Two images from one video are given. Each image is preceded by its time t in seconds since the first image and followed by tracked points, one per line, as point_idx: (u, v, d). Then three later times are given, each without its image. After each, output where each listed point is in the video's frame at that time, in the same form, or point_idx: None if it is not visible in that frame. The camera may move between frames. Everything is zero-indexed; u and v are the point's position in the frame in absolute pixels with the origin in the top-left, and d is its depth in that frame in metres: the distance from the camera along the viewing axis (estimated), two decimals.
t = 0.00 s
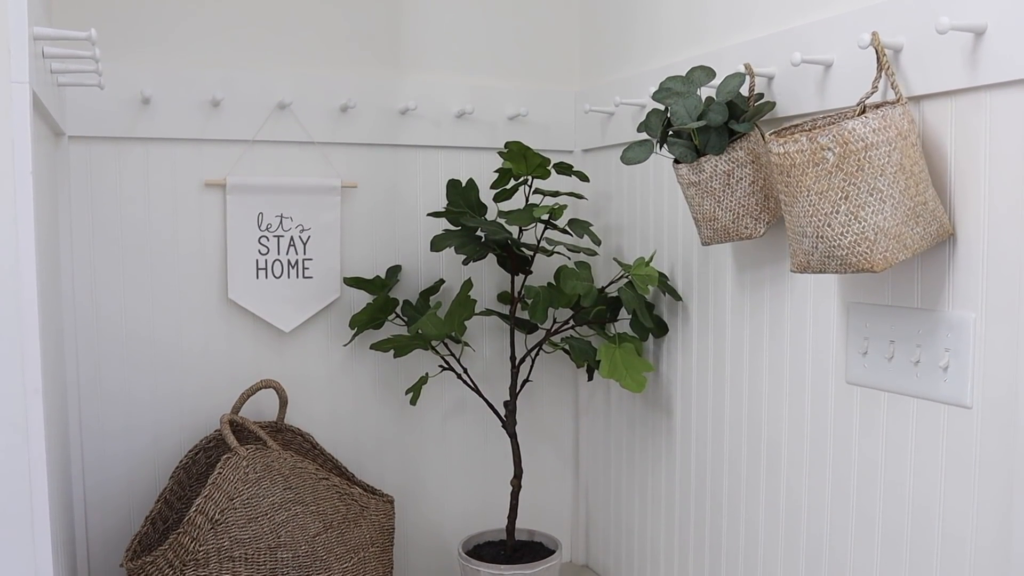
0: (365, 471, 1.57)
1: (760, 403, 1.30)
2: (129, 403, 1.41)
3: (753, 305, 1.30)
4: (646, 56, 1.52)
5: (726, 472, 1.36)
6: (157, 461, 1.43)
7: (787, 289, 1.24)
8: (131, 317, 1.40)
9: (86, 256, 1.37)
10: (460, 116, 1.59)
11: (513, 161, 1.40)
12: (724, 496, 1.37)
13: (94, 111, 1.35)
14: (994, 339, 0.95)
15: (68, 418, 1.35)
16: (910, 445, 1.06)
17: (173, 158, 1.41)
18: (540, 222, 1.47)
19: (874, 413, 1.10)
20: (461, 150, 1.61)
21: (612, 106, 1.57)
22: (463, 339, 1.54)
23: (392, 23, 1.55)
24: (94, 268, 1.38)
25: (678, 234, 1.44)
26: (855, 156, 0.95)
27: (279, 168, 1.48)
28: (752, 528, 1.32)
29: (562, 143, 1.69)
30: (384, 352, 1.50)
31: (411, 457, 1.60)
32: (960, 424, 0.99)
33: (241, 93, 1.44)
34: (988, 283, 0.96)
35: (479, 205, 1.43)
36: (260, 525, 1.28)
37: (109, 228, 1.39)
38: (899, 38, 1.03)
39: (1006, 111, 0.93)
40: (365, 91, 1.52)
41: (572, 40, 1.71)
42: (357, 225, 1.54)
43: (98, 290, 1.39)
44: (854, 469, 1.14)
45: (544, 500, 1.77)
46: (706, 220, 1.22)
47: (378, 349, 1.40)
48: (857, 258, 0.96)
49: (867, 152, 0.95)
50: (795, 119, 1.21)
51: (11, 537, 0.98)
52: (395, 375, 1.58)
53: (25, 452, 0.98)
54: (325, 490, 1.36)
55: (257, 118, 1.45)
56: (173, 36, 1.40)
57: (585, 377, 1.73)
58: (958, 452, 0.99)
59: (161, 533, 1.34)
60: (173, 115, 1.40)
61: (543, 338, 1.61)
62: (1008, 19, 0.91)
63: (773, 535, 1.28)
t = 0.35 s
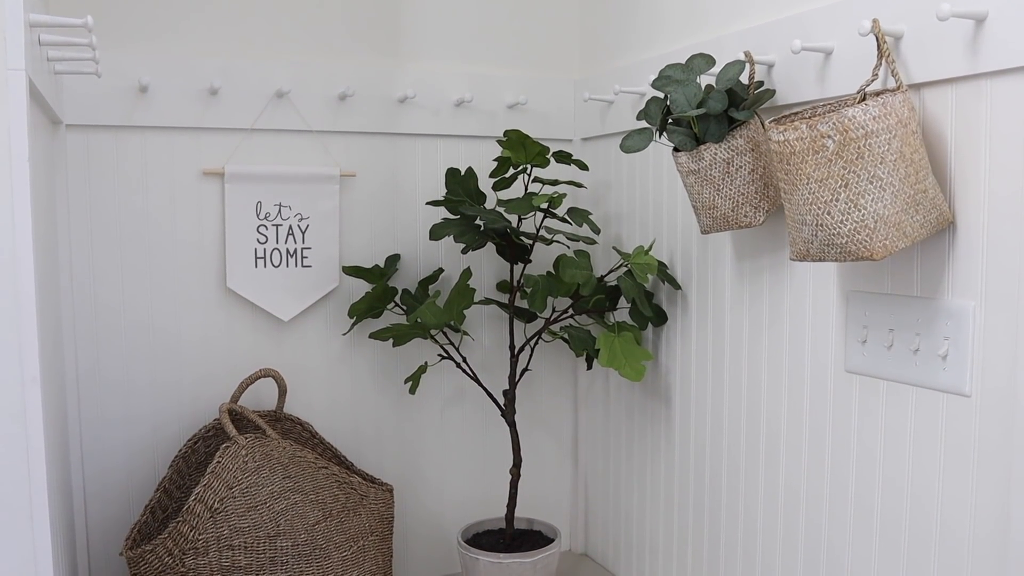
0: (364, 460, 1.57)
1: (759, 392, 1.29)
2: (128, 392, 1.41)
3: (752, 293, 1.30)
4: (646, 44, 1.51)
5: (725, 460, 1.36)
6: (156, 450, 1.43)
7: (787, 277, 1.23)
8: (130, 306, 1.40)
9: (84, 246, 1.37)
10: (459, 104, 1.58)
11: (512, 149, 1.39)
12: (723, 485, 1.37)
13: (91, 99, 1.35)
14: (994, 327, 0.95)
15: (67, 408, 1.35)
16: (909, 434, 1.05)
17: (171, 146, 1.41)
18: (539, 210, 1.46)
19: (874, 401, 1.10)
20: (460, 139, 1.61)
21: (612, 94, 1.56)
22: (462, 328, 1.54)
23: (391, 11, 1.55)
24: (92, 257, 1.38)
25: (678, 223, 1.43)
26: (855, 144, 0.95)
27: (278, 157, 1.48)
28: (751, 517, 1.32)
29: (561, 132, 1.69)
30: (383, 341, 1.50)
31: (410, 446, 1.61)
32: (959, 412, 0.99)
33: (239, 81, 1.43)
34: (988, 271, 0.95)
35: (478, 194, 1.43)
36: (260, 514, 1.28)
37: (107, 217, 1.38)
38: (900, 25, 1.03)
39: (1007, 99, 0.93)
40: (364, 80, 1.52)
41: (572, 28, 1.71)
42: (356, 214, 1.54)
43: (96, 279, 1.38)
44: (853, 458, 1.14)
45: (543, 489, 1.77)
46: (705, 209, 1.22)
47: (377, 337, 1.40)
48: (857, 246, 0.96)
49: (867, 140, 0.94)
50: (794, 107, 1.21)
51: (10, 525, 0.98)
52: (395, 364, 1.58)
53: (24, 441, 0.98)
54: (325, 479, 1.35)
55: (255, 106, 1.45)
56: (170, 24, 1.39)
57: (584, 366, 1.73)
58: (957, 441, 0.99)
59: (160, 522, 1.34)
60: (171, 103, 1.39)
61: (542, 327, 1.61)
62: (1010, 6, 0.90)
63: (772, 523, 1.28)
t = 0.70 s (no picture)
0: (363, 451, 1.58)
1: (758, 382, 1.29)
2: (127, 383, 1.41)
3: (751, 283, 1.30)
4: (645, 33, 1.51)
5: (724, 450, 1.37)
6: (156, 440, 1.44)
7: (786, 266, 1.23)
8: (128, 296, 1.40)
9: (82, 236, 1.37)
10: (457, 94, 1.58)
11: (511, 139, 1.39)
12: (722, 474, 1.37)
13: (89, 89, 1.34)
14: (993, 316, 0.95)
15: (66, 398, 1.35)
16: (908, 423, 1.05)
17: (169, 136, 1.40)
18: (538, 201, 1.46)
19: (873, 391, 1.10)
20: (458, 129, 1.60)
21: (611, 84, 1.55)
22: (461, 318, 1.54)
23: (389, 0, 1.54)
24: (90, 248, 1.37)
25: (677, 213, 1.43)
26: (855, 134, 0.94)
27: (276, 147, 1.47)
28: (750, 506, 1.32)
29: (561, 122, 1.68)
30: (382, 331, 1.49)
31: (409, 436, 1.61)
32: (958, 402, 0.99)
33: (237, 71, 1.43)
34: (987, 261, 0.95)
35: (477, 184, 1.42)
36: (259, 504, 1.28)
37: (105, 208, 1.38)
38: (901, 14, 1.02)
39: (1007, 88, 0.92)
40: (362, 70, 1.51)
41: (570, 18, 1.70)
42: (354, 204, 1.54)
43: (94, 270, 1.38)
44: (851, 447, 1.14)
45: (542, 480, 1.77)
46: (705, 199, 1.22)
47: (376, 328, 1.40)
48: (856, 236, 0.96)
49: (867, 129, 0.94)
50: (794, 97, 1.20)
51: (9, 514, 0.98)
52: (393, 355, 1.58)
53: (22, 430, 0.98)
54: (324, 469, 1.35)
55: (253, 97, 1.44)
56: (167, 14, 1.39)
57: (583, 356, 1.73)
58: (956, 430, 0.99)
59: (159, 511, 1.35)
60: (169, 93, 1.39)
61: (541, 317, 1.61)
62: None
63: (771, 512, 1.28)
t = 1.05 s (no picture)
0: (362, 440, 1.58)
1: (757, 370, 1.29)
2: (125, 372, 1.41)
3: (751, 271, 1.30)
4: (645, 21, 1.50)
5: (723, 439, 1.37)
6: (154, 430, 1.43)
7: (786, 254, 1.23)
8: (126, 286, 1.39)
9: (79, 225, 1.36)
10: (456, 83, 1.57)
11: (509, 128, 1.38)
12: (720, 463, 1.37)
13: (86, 78, 1.33)
14: (993, 303, 0.95)
15: (64, 388, 1.35)
16: (907, 411, 1.05)
17: (166, 125, 1.40)
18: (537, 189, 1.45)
19: (872, 379, 1.10)
20: (457, 118, 1.60)
21: (610, 73, 1.55)
22: (460, 307, 1.54)
23: None
24: (88, 237, 1.37)
25: (677, 202, 1.43)
26: (854, 121, 0.94)
27: (274, 135, 1.47)
28: (748, 495, 1.32)
29: (560, 111, 1.68)
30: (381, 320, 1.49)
31: (408, 426, 1.61)
32: (957, 390, 0.99)
33: (234, 60, 1.42)
34: (987, 248, 0.95)
35: (476, 173, 1.42)
36: (258, 493, 1.28)
37: (103, 197, 1.37)
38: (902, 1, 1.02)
39: (1008, 75, 0.92)
40: (360, 58, 1.51)
41: (570, 6, 1.69)
42: (353, 193, 1.53)
43: (92, 259, 1.37)
44: (850, 435, 1.14)
45: (542, 469, 1.77)
46: (704, 187, 1.21)
47: (374, 317, 1.40)
48: (856, 224, 0.96)
49: (867, 117, 0.93)
50: (794, 84, 1.20)
51: (8, 502, 0.98)
52: (392, 344, 1.57)
53: (21, 418, 0.97)
54: (322, 458, 1.35)
55: (250, 85, 1.44)
56: (164, 2, 1.38)
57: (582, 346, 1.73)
58: (955, 418, 0.99)
59: (159, 501, 1.35)
60: (166, 82, 1.38)
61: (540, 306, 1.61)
62: None
63: (769, 501, 1.28)
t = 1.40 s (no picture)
0: (362, 427, 1.58)
1: (756, 357, 1.29)
2: (125, 359, 1.41)
3: (750, 258, 1.29)
4: (645, 7, 1.49)
5: (722, 426, 1.37)
6: (154, 416, 1.44)
7: (786, 241, 1.22)
8: (125, 272, 1.39)
9: (78, 213, 1.36)
10: (455, 69, 1.57)
11: (508, 114, 1.38)
12: (719, 450, 1.37)
13: (84, 64, 1.33)
14: (993, 290, 0.94)
15: (63, 375, 1.35)
16: (906, 398, 1.05)
17: (165, 112, 1.39)
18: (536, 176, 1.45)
19: (871, 366, 1.10)
20: (457, 105, 1.59)
21: (610, 59, 1.54)
22: (459, 295, 1.54)
23: None
24: (86, 225, 1.36)
25: (676, 189, 1.42)
26: (855, 107, 0.93)
27: (273, 122, 1.46)
28: (747, 482, 1.32)
29: (559, 98, 1.67)
30: (380, 307, 1.49)
31: (408, 413, 1.61)
32: (957, 377, 0.99)
33: (233, 47, 1.41)
34: (988, 235, 0.95)
35: (475, 159, 1.42)
36: (257, 480, 1.28)
37: (101, 184, 1.37)
38: None
39: (1011, 60, 0.91)
40: (359, 45, 1.50)
41: None
42: (352, 180, 1.53)
43: (91, 246, 1.37)
44: (849, 421, 1.14)
45: (541, 457, 1.77)
46: (704, 173, 1.21)
47: (373, 304, 1.40)
48: (856, 210, 0.95)
49: (868, 102, 0.93)
50: (794, 70, 1.19)
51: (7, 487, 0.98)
52: (392, 331, 1.57)
53: (20, 405, 0.97)
54: (322, 445, 1.35)
55: (249, 71, 1.43)
56: None
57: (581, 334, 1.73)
58: (955, 405, 0.99)
59: (158, 488, 1.35)
60: (165, 68, 1.37)
61: (539, 294, 1.61)
62: None
63: (768, 488, 1.28)
